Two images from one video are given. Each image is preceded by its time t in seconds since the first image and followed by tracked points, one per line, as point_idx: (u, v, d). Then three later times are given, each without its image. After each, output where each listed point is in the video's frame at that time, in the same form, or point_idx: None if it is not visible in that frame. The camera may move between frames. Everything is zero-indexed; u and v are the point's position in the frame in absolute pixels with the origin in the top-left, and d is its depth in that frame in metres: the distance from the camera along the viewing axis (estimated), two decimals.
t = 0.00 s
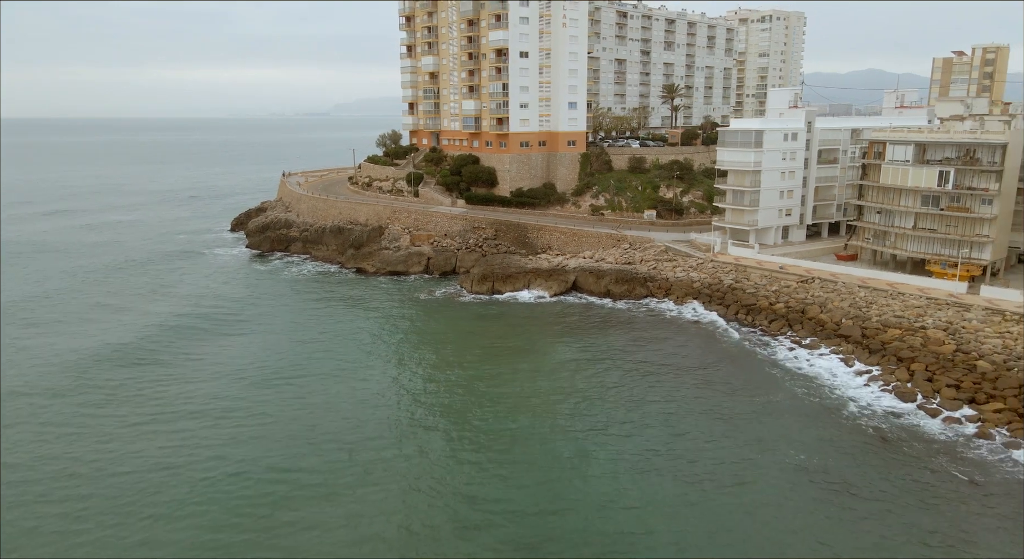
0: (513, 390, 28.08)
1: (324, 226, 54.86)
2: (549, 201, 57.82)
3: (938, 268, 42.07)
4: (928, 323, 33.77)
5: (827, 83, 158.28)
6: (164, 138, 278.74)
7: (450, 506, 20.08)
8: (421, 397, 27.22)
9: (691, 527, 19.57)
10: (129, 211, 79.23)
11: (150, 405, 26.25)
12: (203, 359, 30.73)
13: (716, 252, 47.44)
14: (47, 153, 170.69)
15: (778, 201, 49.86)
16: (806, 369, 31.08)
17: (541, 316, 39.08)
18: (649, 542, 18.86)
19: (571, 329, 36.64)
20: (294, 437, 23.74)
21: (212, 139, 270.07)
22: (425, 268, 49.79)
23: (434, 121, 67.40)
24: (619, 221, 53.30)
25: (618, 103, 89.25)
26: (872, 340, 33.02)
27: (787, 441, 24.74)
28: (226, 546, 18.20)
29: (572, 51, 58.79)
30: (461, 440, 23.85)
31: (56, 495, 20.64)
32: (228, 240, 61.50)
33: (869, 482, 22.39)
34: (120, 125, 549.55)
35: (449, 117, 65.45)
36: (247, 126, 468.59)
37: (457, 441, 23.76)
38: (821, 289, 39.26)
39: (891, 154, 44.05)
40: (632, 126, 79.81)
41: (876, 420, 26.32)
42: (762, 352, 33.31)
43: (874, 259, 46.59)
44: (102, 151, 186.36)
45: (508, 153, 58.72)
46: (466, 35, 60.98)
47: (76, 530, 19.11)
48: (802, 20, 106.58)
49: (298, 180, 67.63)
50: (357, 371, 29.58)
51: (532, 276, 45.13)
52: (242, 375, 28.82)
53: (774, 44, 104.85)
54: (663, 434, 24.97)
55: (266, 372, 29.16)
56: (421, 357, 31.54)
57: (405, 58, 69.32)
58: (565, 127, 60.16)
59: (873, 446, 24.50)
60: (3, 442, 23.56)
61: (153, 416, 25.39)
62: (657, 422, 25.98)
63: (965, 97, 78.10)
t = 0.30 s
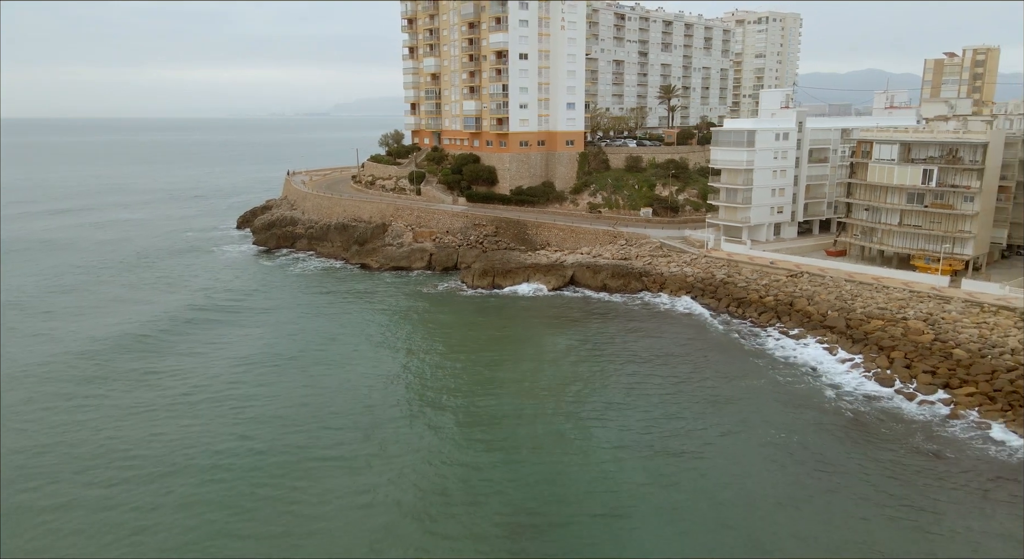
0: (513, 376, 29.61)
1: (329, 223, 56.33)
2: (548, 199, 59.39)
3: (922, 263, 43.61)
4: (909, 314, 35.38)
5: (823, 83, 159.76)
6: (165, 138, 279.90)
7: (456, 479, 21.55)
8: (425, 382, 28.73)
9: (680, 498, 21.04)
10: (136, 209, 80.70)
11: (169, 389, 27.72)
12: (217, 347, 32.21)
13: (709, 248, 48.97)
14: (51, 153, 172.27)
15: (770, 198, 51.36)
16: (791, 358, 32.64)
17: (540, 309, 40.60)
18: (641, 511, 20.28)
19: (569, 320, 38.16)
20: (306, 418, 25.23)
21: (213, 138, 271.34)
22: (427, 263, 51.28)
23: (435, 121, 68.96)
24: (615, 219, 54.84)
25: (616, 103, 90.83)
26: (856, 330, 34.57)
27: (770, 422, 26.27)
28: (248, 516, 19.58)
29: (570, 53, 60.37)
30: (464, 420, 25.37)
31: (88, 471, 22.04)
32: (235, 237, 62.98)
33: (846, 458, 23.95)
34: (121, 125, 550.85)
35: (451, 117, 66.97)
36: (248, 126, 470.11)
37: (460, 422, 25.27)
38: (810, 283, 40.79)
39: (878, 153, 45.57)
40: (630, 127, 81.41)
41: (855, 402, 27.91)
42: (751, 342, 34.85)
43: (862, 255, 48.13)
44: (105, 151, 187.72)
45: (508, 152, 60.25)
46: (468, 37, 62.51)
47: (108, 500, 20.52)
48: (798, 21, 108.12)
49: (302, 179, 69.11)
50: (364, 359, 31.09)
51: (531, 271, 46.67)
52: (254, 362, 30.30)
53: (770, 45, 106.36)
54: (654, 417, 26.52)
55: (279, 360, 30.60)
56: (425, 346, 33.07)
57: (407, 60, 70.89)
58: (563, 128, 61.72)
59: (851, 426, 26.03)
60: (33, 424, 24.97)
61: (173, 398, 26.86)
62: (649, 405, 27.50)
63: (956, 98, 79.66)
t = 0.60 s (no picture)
0: (510, 363, 31.17)
1: (330, 220, 57.81)
2: (544, 197, 60.93)
3: (904, 258, 45.31)
4: (889, 306, 37.03)
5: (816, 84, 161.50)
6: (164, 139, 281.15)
7: (457, 454, 23.04)
8: (427, 369, 30.28)
9: (667, 472, 22.53)
10: (139, 207, 82.09)
11: (185, 374, 29.27)
12: (227, 337, 33.73)
13: (700, 244, 50.63)
14: (50, 153, 173.21)
15: (759, 196, 52.96)
16: (776, 347, 34.25)
17: (536, 301, 42.13)
18: (631, 483, 21.76)
19: (564, 312, 39.69)
20: (316, 400, 26.80)
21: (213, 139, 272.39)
22: (427, 259, 52.80)
23: (434, 121, 70.51)
24: (610, 216, 56.44)
25: (611, 104, 92.51)
26: (838, 321, 36.21)
27: (752, 405, 27.90)
28: (264, 489, 20.98)
29: (565, 55, 62.03)
30: (464, 402, 26.96)
31: (111, 450, 23.40)
32: (238, 234, 64.39)
33: (823, 437, 25.52)
34: (118, 125, 551.10)
35: (449, 117, 68.50)
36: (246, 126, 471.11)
37: (461, 403, 26.85)
38: (796, 276, 42.40)
39: (861, 152, 47.26)
40: (624, 127, 83.05)
41: (834, 387, 29.52)
42: (738, 333, 36.45)
43: (848, 250, 49.80)
44: (105, 150, 188.79)
45: (505, 152, 61.82)
46: (465, 40, 64.12)
47: (133, 476, 21.89)
48: (791, 22, 109.73)
49: (304, 178, 70.59)
50: (369, 347, 32.66)
51: (528, 266, 48.23)
52: (264, 350, 31.83)
53: (764, 47, 108.03)
54: (644, 400, 28.09)
55: (287, 350, 32.02)
56: (426, 335, 34.60)
57: (406, 61, 72.43)
58: (559, 127, 63.32)
59: (828, 409, 27.63)
60: (55, 408, 26.33)
61: (189, 383, 28.39)
62: (639, 390, 29.11)
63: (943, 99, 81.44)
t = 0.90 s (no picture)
0: (504, 351, 32.68)
1: (328, 218, 59.17)
2: (536, 195, 62.47)
3: (882, 253, 47.12)
4: (866, 298, 38.76)
5: (806, 85, 163.44)
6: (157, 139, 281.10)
7: (456, 432, 24.53)
8: (425, 356, 31.74)
9: (651, 448, 24.09)
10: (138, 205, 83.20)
11: (192, 362, 30.61)
12: (232, 327, 35.08)
13: (688, 240, 52.30)
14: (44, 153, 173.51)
15: (745, 194, 54.61)
16: (757, 337, 35.92)
17: (529, 295, 43.61)
18: (619, 457, 23.29)
19: (556, 305, 41.24)
20: (320, 385, 28.23)
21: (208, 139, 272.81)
22: (423, 256, 54.25)
23: (429, 121, 71.94)
24: (601, 214, 58.03)
25: (602, 104, 94.14)
26: (817, 312, 37.92)
27: (733, 389, 29.53)
28: (275, 462, 22.32)
29: (558, 57, 63.74)
30: (461, 386, 28.43)
31: (127, 429, 24.69)
32: (236, 232, 65.62)
33: (798, 416, 27.12)
34: (111, 125, 549.56)
35: (443, 118, 69.92)
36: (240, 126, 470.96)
37: (457, 387, 28.32)
38: (779, 271, 44.09)
39: (842, 151, 49.07)
40: (615, 127, 84.66)
41: (811, 372, 31.18)
42: (722, 324, 38.11)
43: (830, 246, 51.55)
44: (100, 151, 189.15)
45: (498, 151, 63.34)
46: (459, 42, 65.62)
47: (150, 451, 23.17)
48: (780, 24, 111.41)
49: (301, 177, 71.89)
50: (369, 337, 34.09)
51: (521, 262, 49.75)
52: (268, 340, 33.20)
53: (752, 48, 109.81)
54: (632, 385, 29.65)
55: (291, 339, 33.38)
56: (424, 326, 36.06)
57: (402, 63, 73.84)
58: (551, 128, 64.92)
59: (804, 392, 29.25)
60: (71, 392, 27.60)
61: (197, 370, 29.74)
62: (626, 376, 30.69)
63: (926, 100, 83.35)
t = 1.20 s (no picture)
0: (496, 341, 34.18)
1: (324, 216, 60.51)
2: (527, 194, 64.00)
3: (860, 249, 49.02)
4: (842, 290, 40.53)
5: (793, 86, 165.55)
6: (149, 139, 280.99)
7: (451, 413, 26.00)
8: (420, 345, 33.20)
9: (635, 427, 25.68)
10: (135, 204, 84.26)
11: (198, 351, 31.98)
12: (234, 319, 36.44)
13: (674, 237, 54.01)
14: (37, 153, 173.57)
15: (730, 193, 56.26)
16: (739, 328, 37.60)
17: (520, 289, 45.11)
18: (605, 436, 24.84)
19: (547, 298, 42.81)
20: (321, 372, 29.68)
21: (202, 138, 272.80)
22: (417, 252, 55.71)
23: (422, 121, 73.37)
24: (590, 212, 59.63)
25: (592, 105, 95.78)
26: (795, 304, 39.66)
27: (713, 374, 31.16)
28: (281, 442, 23.68)
29: (548, 58, 65.32)
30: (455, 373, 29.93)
31: (139, 412, 25.97)
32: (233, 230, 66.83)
33: (773, 397, 28.76)
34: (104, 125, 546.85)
35: (436, 118, 71.34)
36: (233, 126, 470.33)
37: (451, 374, 29.81)
38: (761, 265, 45.82)
39: (822, 151, 51.01)
40: (605, 127, 86.32)
41: (788, 359, 32.84)
42: (705, 316, 39.80)
43: (811, 242, 53.34)
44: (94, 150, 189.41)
45: (490, 151, 64.87)
46: (452, 44, 67.06)
47: (162, 431, 24.47)
48: (767, 26, 113.31)
49: (297, 176, 73.15)
50: (366, 328, 35.52)
51: (512, 258, 51.30)
52: (270, 331, 34.60)
53: (740, 49, 111.63)
54: (618, 371, 31.22)
55: (292, 330, 34.79)
56: (419, 318, 37.52)
57: (395, 64, 75.23)
58: (542, 128, 66.53)
59: (780, 376, 30.88)
60: (83, 380, 28.86)
61: (202, 358, 31.11)
62: (613, 363, 32.27)
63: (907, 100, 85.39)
